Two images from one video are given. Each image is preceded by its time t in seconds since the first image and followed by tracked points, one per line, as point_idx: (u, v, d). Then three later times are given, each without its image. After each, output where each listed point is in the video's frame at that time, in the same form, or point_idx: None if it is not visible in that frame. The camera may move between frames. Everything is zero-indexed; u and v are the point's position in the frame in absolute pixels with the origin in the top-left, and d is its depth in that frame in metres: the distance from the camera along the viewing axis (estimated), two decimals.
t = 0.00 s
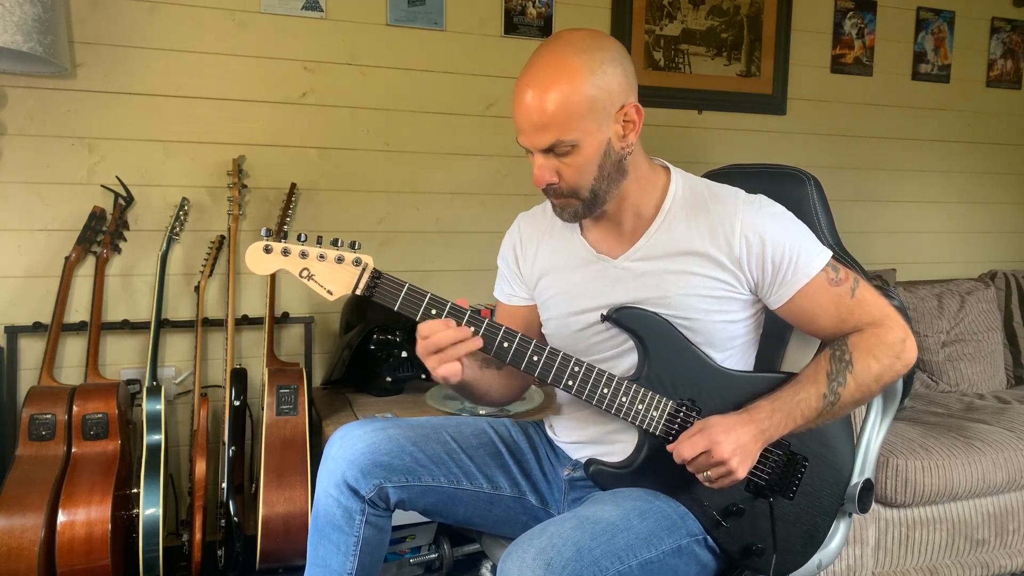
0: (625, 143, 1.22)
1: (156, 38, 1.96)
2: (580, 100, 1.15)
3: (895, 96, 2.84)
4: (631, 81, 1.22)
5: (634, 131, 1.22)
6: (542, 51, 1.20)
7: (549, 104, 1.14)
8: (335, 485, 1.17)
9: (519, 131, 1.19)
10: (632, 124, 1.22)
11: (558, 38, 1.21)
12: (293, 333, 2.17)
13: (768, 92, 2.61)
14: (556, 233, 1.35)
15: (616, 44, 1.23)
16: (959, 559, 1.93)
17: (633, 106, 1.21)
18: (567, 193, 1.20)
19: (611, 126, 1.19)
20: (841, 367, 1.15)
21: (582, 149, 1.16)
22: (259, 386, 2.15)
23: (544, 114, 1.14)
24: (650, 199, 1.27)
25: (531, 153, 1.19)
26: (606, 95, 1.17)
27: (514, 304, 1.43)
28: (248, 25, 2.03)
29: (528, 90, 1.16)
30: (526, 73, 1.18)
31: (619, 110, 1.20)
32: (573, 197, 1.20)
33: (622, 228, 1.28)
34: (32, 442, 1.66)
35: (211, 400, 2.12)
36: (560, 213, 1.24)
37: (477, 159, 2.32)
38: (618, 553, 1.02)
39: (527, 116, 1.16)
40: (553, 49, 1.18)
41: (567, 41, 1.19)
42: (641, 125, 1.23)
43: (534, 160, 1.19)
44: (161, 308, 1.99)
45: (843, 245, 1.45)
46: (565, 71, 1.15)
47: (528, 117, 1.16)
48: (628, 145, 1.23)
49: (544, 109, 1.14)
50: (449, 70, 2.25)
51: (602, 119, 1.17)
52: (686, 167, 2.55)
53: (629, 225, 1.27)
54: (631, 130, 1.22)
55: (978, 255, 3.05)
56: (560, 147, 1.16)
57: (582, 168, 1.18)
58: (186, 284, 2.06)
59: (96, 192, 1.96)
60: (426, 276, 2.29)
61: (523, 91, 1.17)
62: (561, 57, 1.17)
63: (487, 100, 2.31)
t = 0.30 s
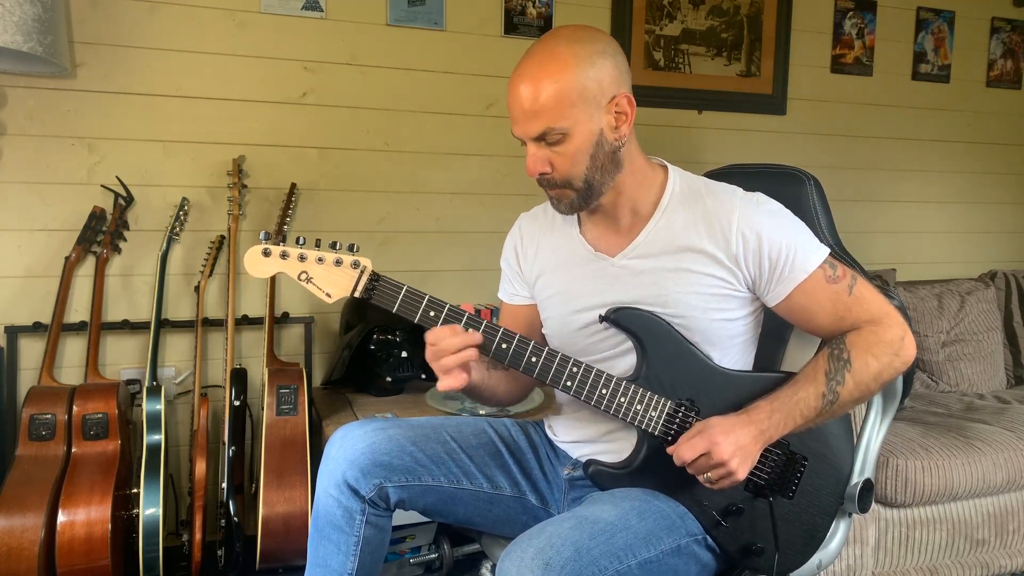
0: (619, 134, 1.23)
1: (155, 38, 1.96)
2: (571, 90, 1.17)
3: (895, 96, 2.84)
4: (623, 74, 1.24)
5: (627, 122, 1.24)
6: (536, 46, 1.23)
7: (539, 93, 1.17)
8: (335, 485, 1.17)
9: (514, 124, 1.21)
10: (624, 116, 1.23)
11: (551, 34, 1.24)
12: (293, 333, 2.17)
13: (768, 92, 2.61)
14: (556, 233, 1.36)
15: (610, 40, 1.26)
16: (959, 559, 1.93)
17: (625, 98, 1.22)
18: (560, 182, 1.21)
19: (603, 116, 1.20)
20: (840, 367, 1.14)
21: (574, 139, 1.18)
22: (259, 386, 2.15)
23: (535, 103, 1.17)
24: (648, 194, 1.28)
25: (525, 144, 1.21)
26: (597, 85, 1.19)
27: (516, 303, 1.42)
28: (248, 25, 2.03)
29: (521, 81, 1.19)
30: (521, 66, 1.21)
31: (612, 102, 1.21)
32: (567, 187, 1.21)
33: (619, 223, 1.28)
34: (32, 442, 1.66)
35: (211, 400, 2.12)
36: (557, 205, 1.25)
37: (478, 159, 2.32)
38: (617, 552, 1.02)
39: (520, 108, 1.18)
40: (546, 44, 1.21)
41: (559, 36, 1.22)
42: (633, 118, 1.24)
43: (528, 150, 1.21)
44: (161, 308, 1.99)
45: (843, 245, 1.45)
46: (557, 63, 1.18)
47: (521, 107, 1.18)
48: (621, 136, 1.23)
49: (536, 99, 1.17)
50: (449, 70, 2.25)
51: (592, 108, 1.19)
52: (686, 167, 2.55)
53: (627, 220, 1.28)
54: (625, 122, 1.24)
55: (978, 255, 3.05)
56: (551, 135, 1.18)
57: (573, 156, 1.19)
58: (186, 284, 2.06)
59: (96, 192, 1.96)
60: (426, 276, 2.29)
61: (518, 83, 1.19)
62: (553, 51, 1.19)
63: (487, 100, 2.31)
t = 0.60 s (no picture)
0: (616, 125, 1.25)
1: (155, 38, 1.96)
2: (568, 80, 1.19)
3: (895, 96, 2.84)
4: (622, 69, 1.26)
5: (624, 115, 1.25)
6: (537, 41, 1.26)
7: (537, 82, 1.19)
8: (335, 484, 1.16)
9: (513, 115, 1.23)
10: (622, 108, 1.25)
11: (553, 29, 1.27)
12: (293, 333, 2.17)
13: (768, 93, 2.61)
14: (555, 229, 1.36)
15: (609, 36, 1.29)
16: (959, 559, 1.93)
17: (623, 92, 1.24)
18: (557, 172, 1.22)
19: (600, 108, 1.22)
20: (836, 362, 1.14)
21: (570, 128, 1.20)
22: (259, 386, 2.15)
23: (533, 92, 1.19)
24: (647, 190, 1.28)
25: (523, 134, 1.23)
26: (594, 77, 1.21)
27: (510, 296, 1.42)
28: (248, 25, 2.03)
29: (519, 73, 1.22)
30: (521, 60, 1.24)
31: (609, 95, 1.23)
32: (563, 177, 1.22)
33: (618, 218, 1.29)
34: (32, 442, 1.66)
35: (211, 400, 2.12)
36: (553, 197, 1.26)
37: (478, 159, 2.32)
38: (616, 550, 1.02)
39: (519, 99, 1.21)
40: (546, 38, 1.24)
41: (560, 31, 1.25)
42: (631, 112, 1.26)
43: (526, 141, 1.23)
44: (161, 308, 1.99)
45: (843, 245, 1.44)
46: (555, 54, 1.20)
47: (519, 98, 1.21)
48: (618, 129, 1.25)
49: (534, 89, 1.19)
50: (449, 70, 2.25)
51: (589, 98, 1.21)
52: (686, 167, 2.55)
53: (625, 215, 1.28)
54: (622, 115, 1.25)
55: (978, 255, 3.05)
56: (548, 123, 1.20)
57: (569, 145, 1.21)
58: (186, 284, 2.06)
59: (96, 192, 1.96)
60: (426, 275, 2.29)
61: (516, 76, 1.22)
62: (552, 43, 1.22)
63: (487, 100, 2.31)
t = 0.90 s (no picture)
0: (609, 127, 1.25)
1: (155, 38, 1.96)
2: (560, 84, 1.19)
3: (895, 95, 2.84)
4: (613, 71, 1.26)
5: (616, 117, 1.25)
6: (529, 46, 1.26)
7: (527, 86, 1.20)
8: (334, 492, 1.17)
9: (507, 120, 1.24)
10: (614, 111, 1.25)
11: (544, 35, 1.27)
12: (293, 333, 2.17)
13: (768, 93, 2.61)
14: (554, 230, 1.36)
15: (602, 40, 1.29)
16: (959, 559, 1.93)
17: (615, 94, 1.24)
18: (551, 175, 1.23)
19: (592, 110, 1.22)
20: (836, 362, 1.14)
21: (563, 131, 1.20)
22: (259, 386, 2.16)
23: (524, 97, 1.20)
24: (643, 191, 1.28)
25: (517, 137, 1.23)
26: (585, 80, 1.21)
27: (512, 297, 1.43)
28: (249, 25, 2.03)
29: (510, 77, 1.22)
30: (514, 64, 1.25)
31: (601, 97, 1.23)
32: (558, 180, 1.23)
33: (616, 219, 1.29)
34: (32, 442, 1.66)
35: (211, 400, 2.12)
36: (551, 200, 1.27)
37: (477, 159, 2.32)
38: (617, 550, 1.02)
39: (511, 104, 1.21)
40: (538, 43, 1.24)
41: (552, 35, 1.25)
42: (623, 113, 1.26)
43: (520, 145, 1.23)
44: (161, 308, 1.99)
45: (842, 245, 1.44)
46: (545, 59, 1.20)
47: (511, 102, 1.21)
48: (611, 132, 1.25)
49: (526, 94, 1.20)
50: (449, 70, 2.25)
51: (581, 101, 1.21)
52: (686, 167, 2.55)
53: (623, 216, 1.28)
54: (614, 117, 1.25)
55: (978, 255, 3.05)
56: (539, 127, 1.20)
57: (560, 147, 1.21)
58: (186, 284, 2.06)
59: (96, 192, 1.96)
60: (426, 275, 2.30)
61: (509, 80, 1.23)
62: (543, 48, 1.22)
63: (488, 100, 2.31)
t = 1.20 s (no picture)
0: (607, 129, 1.24)
1: (155, 38, 1.96)
2: (557, 87, 1.19)
3: (895, 95, 2.84)
4: (611, 73, 1.26)
5: (615, 119, 1.25)
6: (525, 51, 1.26)
7: (523, 91, 1.20)
8: (335, 488, 1.17)
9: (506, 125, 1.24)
10: (613, 113, 1.25)
11: (541, 39, 1.27)
12: (293, 333, 2.17)
13: (768, 93, 2.61)
14: (554, 231, 1.36)
15: (599, 42, 1.28)
16: (959, 560, 1.93)
17: (613, 96, 1.24)
18: (551, 178, 1.23)
19: (590, 113, 1.22)
20: (835, 361, 1.14)
21: (562, 135, 1.20)
22: (259, 386, 2.16)
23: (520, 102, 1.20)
24: (642, 191, 1.28)
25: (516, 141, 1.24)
26: (584, 82, 1.21)
27: (515, 300, 1.42)
28: (249, 25, 2.03)
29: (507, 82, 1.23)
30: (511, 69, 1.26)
31: (599, 100, 1.23)
32: (558, 182, 1.23)
33: (616, 220, 1.29)
34: (31, 441, 1.66)
35: (211, 400, 2.12)
36: (552, 202, 1.27)
37: (477, 159, 2.32)
38: (617, 549, 1.02)
39: (509, 109, 1.22)
40: (535, 47, 1.24)
41: (550, 39, 1.25)
42: (621, 115, 1.26)
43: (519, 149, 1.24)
44: (161, 308, 1.98)
45: (843, 245, 1.44)
46: (543, 63, 1.21)
47: (510, 106, 1.22)
48: (610, 134, 1.25)
49: (525, 99, 1.20)
50: (449, 70, 2.25)
51: (579, 104, 1.21)
52: (685, 167, 2.55)
53: (622, 217, 1.28)
54: (613, 119, 1.25)
55: (977, 255, 3.05)
56: (538, 131, 1.20)
57: (560, 150, 1.21)
58: (186, 284, 2.06)
59: (96, 192, 1.96)
60: (426, 275, 2.29)
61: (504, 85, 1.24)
62: (540, 52, 1.22)
63: (488, 100, 2.31)
